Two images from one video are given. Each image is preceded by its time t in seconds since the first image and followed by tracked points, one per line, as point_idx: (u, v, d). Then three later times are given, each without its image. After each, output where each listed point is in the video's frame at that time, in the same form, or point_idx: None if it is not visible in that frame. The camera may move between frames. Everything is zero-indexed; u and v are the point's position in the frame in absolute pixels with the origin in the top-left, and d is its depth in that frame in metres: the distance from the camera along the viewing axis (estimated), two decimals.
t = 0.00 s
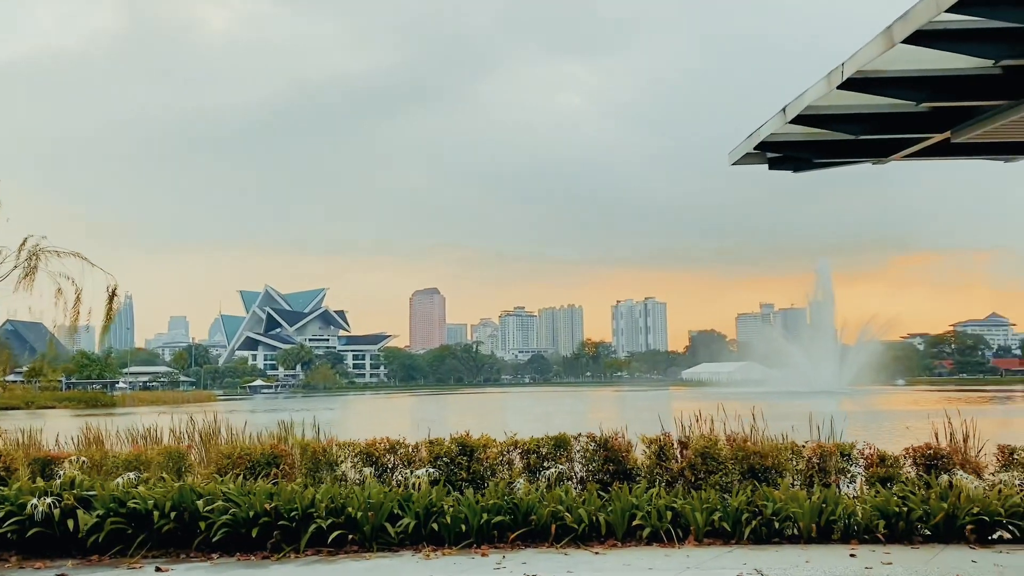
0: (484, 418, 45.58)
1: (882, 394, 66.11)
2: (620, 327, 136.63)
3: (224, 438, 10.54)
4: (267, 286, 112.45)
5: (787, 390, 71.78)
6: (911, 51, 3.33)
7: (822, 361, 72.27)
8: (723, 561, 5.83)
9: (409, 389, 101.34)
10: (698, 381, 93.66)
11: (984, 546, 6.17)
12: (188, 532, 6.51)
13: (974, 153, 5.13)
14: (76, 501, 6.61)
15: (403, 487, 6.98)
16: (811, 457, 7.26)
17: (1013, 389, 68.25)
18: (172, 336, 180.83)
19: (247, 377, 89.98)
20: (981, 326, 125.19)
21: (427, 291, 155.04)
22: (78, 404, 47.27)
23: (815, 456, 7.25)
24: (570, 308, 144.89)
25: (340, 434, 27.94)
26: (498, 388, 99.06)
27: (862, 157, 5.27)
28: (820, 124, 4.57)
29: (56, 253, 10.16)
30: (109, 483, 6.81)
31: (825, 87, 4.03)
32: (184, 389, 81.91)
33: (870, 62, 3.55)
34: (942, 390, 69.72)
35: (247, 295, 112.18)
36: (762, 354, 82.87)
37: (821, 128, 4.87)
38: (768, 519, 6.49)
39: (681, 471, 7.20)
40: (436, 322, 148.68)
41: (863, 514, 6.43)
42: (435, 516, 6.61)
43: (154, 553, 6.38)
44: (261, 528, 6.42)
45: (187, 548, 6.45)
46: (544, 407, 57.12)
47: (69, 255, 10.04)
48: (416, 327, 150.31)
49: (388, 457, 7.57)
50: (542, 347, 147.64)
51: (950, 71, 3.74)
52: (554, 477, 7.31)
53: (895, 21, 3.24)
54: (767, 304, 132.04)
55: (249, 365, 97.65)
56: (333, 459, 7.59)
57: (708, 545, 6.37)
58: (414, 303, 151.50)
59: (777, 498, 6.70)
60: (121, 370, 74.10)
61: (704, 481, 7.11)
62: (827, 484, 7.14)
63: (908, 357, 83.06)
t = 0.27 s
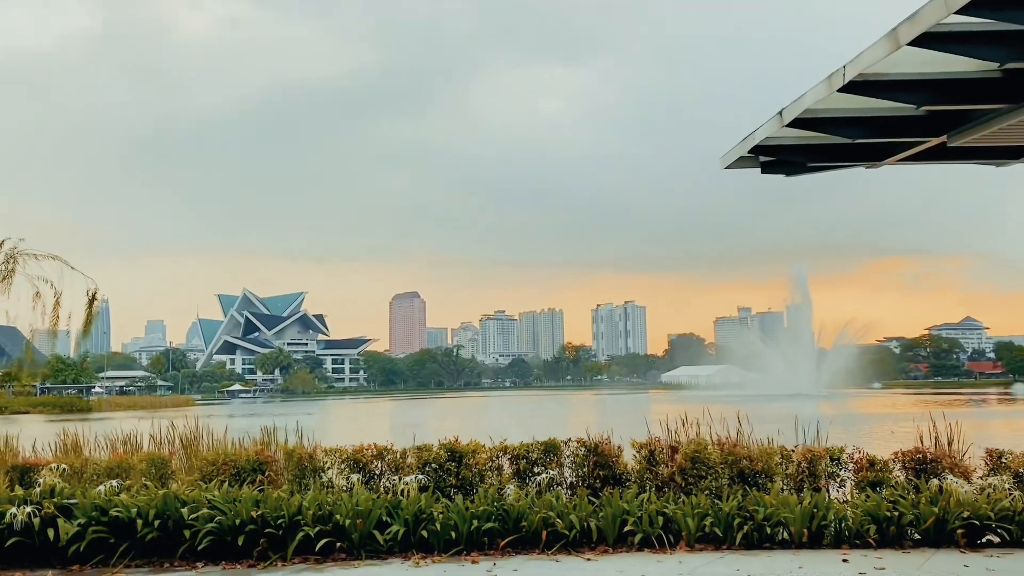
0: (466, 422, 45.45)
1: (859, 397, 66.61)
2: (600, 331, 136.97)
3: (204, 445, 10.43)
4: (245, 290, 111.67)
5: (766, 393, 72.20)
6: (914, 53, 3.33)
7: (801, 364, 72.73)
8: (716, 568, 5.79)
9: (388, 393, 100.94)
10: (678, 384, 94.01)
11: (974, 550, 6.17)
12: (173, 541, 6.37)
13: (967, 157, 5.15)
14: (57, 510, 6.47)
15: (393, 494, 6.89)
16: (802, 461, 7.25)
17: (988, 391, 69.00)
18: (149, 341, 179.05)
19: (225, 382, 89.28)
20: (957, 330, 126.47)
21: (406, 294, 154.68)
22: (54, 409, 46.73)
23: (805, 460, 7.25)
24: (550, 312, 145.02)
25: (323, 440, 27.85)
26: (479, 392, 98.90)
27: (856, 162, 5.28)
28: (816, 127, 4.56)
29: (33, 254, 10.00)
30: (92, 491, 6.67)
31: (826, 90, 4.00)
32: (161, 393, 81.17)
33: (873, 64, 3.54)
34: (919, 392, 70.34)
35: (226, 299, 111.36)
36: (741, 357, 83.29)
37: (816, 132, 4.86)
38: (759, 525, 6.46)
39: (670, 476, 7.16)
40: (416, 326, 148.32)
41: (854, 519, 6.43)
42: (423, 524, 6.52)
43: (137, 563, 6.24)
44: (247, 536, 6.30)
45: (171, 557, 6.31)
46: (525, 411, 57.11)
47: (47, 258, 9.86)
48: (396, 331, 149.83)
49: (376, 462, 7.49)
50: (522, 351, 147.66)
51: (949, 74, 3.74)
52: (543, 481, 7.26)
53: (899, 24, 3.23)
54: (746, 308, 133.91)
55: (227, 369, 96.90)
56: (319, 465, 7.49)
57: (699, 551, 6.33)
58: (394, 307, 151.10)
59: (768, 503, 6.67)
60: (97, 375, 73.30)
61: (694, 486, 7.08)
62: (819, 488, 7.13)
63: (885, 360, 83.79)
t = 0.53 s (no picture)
0: (449, 428, 45.20)
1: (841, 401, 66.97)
2: (584, 336, 137.15)
3: (190, 453, 10.31)
4: (226, 295, 110.94)
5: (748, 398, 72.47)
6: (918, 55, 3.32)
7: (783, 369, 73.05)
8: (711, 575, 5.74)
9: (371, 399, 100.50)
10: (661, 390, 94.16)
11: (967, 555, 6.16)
12: (160, 550, 6.26)
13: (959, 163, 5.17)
14: (40, 519, 6.34)
15: (384, 502, 6.81)
16: (794, 466, 7.24)
17: (968, 395, 69.60)
18: (129, 346, 177.35)
19: (206, 388, 88.59)
20: (937, 335, 127.58)
21: (389, 300, 154.24)
22: (32, 416, 46.13)
23: (798, 466, 7.24)
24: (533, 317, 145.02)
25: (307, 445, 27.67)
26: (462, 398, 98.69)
27: (852, 166, 5.26)
28: (815, 132, 4.54)
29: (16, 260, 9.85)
30: (77, 500, 6.55)
31: (826, 94, 3.99)
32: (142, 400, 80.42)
33: (878, 66, 3.53)
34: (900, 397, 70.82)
35: (206, 304, 110.53)
36: (723, 362, 83.56)
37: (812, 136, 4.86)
38: (753, 532, 6.42)
39: (663, 482, 7.12)
40: (399, 331, 147.92)
41: (847, 525, 6.41)
42: (416, 531, 6.44)
43: (123, 572, 6.12)
44: (236, 545, 6.20)
45: (159, 567, 6.20)
46: (508, 417, 56.99)
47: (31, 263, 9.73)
48: (379, 337, 149.24)
49: (366, 469, 7.42)
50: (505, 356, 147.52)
51: (950, 77, 3.74)
52: (535, 488, 7.21)
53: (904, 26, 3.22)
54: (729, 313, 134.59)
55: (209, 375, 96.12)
56: (308, 472, 7.42)
57: (693, 557, 6.29)
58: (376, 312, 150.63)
59: (761, 509, 6.65)
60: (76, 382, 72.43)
61: (687, 492, 7.05)
62: (812, 494, 7.12)
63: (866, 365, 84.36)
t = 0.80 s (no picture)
0: (439, 436, 45.10)
1: (830, 408, 67.24)
2: (573, 344, 137.35)
3: (182, 461, 10.26)
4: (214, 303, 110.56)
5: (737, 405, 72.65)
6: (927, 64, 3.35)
7: (772, 376, 73.31)
8: None
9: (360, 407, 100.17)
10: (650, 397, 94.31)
11: (968, 562, 6.16)
12: (157, 560, 6.19)
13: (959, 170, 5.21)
14: (34, 529, 6.28)
15: (382, 511, 6.76)
16: (794, 474, 7.24)
17: (955, 402, 70.00)
18: (117, 354, 176.41)
19: (193, 396, 88.14)
20: (923, 342, 128.43)
21: (378, 307, 153.92)
22: (18, 424, 45.83)
23: (797, 473, 7.25)
24: (522, 323, 145.23)
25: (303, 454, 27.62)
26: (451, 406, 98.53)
27: (854, 174, 5.27)
28: (819, 140, 4.55)
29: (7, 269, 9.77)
30: (71, 509, 6.48)
31: (834, 101, 4.01)
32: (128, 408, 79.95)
33: (885, 75, 3.55)
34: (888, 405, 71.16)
35: (194, 311, 110.05)
36: (712, 369, 83.75)
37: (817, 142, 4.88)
38: (754, 539, 6.40)
39: (662, 490, 7.10)
40: (388, 339, 147.61)
41: (847, 532, 6.39)
42: (415, 540, 6.38)
43: None
44: (234, 554, 6.13)
45: None
46: (498, 425, 56.96)
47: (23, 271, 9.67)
48: (367, 345, 148.95)
49: (363, 478, 7.39)
50: (495, 364, 147.54)
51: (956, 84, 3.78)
52: (534, 498, 7.18)
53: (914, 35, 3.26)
54: (718, 321, 134.95)
55: (196, 383, 95.63)
56: (305, 482, 7.39)
57: (693, 566, 6.26)
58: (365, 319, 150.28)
59: (762, 517, 6.63)
60: (62, 390, 71.94)
61: (686, 500, 7.03)
62: (811, 501, 7.12)
63: (854, 372, 84.79)
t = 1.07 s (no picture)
0: (434, 446, 45.05)
1: (824, 419, 67.37)
2: (566, 353, 137.41)
3: (181, 473, 10.21)
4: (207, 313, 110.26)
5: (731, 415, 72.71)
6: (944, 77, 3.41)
7: (765, 386, 73.42)
8: None
9: (353, 417, 99.90)
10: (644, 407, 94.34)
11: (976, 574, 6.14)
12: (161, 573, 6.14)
13: (966, 182, 5.28)
14: (38, 542, 6.23)
15: (388, 523, 6.73)
16: (799, 486, 7.26)
17: (948, 412, 70.22)
18: (108, 364, 175.59)
19: (186, 406, 87.75)
20: (916, 352, 128.93)
21: (371, 317, 153.64)
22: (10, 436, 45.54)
23: (802, 485, 7.26)
24: (515, 333, 145.20)
25: (300, 465, 27.58)
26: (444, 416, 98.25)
27: (863, 186, 5.32)
28: (830, 152, 4.60)
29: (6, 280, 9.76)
30: (76, 522, 6.44)
31: (847, 115, 4.07)
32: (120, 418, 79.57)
33: (902, 89, 3.60)
34: (881, 414, 71.34)
35: (186, 322, 109.68)
36: (706, 379, 83.76)
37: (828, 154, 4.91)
38: (761, 551, 6.37)
39: (668, 501, 7.09)
40: (381, 349, 147.34)
41: (854, 544, 6.38)
42: (422, 552, 6.34)
43: None
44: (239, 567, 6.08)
45: None
46: (492, 435, 56.85)
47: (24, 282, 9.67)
48: (360, 355, 148.65)
49: (366, 489, 7.38)
50: (488, 374, 147.43)
51: (971, 96, 3.84)
52: (539, 509, 7.18)
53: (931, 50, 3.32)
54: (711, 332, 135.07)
55: (188, 394, 95.23)
56: (308, 494, 7.39)
57: None
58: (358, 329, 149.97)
59: (768, 529, 6.61)
60: (54, 401, 71.56)
61: (692, 511, 7.01)
62: (818, 513, 7.13)
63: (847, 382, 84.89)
